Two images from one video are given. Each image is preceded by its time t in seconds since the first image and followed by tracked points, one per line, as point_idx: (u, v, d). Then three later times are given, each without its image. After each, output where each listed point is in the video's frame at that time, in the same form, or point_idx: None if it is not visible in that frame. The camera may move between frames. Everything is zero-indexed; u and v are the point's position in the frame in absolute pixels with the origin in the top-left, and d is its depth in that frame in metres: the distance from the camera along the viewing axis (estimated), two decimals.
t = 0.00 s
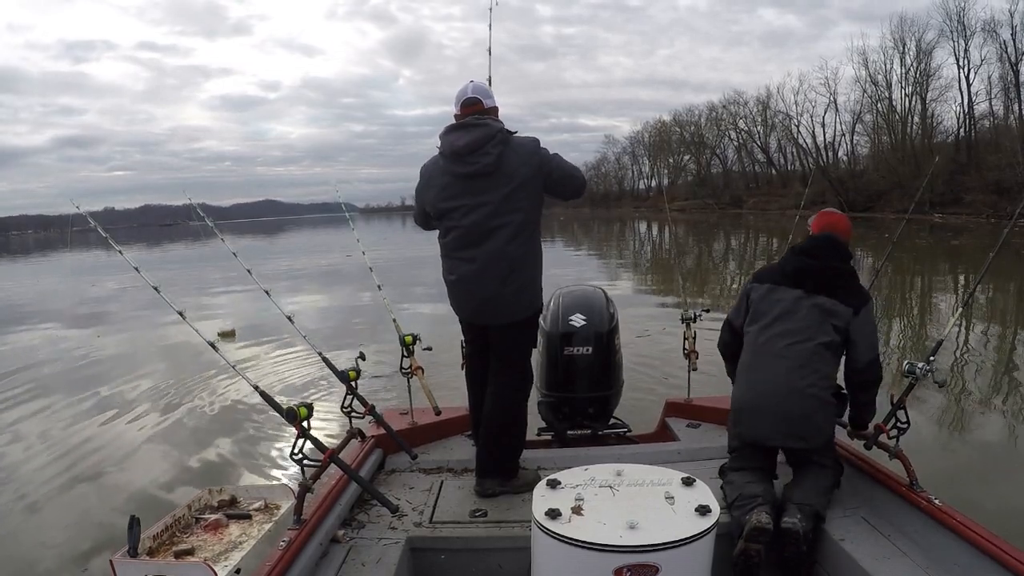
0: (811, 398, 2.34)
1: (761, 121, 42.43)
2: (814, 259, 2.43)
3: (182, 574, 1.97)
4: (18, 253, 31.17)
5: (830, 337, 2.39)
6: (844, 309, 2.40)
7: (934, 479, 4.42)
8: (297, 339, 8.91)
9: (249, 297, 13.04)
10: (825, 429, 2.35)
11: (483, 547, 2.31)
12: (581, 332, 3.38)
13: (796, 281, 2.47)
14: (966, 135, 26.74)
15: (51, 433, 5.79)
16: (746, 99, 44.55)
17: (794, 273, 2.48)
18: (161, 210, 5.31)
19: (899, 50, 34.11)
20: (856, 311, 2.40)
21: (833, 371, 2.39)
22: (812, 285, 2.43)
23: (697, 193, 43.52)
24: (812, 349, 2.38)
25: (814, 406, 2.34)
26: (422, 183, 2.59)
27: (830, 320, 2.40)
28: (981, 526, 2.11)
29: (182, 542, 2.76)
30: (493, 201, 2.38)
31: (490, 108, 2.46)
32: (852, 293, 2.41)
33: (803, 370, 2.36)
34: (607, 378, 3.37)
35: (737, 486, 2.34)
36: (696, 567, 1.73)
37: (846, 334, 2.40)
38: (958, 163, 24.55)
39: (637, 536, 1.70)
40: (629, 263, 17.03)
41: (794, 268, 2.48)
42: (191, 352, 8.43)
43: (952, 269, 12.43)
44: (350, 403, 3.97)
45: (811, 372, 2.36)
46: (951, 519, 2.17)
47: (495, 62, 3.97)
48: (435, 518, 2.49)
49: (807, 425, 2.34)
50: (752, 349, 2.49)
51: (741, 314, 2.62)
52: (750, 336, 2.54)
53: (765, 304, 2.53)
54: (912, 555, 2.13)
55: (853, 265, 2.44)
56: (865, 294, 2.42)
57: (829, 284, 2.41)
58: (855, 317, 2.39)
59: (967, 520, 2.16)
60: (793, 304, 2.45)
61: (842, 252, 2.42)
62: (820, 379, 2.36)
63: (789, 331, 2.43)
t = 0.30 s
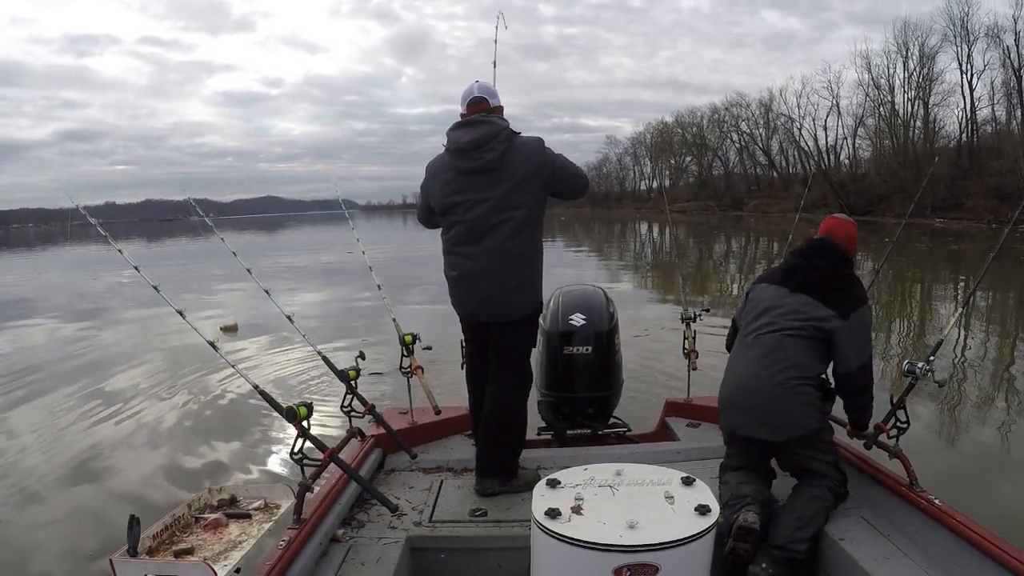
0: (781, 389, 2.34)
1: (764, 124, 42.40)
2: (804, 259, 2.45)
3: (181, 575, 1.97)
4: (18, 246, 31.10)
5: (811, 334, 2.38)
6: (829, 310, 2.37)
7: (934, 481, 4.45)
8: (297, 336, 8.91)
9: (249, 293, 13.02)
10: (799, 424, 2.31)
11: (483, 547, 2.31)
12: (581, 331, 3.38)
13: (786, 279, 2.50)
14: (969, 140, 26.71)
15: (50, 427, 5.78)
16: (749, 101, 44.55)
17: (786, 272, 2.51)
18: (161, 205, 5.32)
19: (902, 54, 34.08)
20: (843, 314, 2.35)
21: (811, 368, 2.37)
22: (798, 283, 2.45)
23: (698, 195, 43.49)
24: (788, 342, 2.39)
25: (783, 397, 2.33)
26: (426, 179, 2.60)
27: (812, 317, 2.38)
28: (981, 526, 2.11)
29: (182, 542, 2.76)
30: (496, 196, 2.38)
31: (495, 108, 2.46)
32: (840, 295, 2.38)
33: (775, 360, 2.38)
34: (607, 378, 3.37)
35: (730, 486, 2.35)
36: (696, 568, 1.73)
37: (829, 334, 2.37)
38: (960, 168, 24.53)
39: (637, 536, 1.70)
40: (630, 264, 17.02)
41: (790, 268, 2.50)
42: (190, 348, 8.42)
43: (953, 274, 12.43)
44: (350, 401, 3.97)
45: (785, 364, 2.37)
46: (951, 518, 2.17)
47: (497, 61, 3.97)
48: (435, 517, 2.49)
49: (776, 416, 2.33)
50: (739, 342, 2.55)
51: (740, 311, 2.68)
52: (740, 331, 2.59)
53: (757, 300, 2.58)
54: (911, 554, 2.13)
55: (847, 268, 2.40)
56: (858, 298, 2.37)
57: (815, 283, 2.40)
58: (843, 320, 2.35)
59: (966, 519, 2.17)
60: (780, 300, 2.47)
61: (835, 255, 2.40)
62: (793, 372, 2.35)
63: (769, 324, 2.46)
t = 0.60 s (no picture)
0: (763, 408, 2.24)
1: (765, 126, 42.43)
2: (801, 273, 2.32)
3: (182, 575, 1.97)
4: (18, 243, 31.06)
5: (801, 353, 2.26)
6: (823, 331, 2.26)
7: (933, 482, 4.47)
8: (297, 334, 8.92)
9: (250, 292, 13.03)
10: (780, 445, 2.20)
11: (483, 548, 2.31)
12: (581, 331, 3.38)
13: (783, 291, 2.38)
14: (970, 143, 26.72)
15: (50, 424, 5.78)
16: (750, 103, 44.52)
17: (784, 284, 2.39)
18: (163, 203, 5.33)
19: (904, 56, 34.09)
20: (838, 336, 2.25)
21: (798, 389, 2.26)
22: (792, 297, 2.33)
23: (699, 196, 43.50)
24: (775, 360, 2.28)
25: (764, 416, 2.22)
26: (428, 178, 2.60)
27: (804, 336, 2.27)
28: (981, 527, 2.10)
29: (182, 542, 2.76)
30: (497, 195, 2.38)
31: (497, 108, 2.46)
32: (836, 314, 2.26)
33: (759, 377, 2.28)
34: (607, 378, 3.37)
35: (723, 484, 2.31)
36: (696, 568, 1.74)
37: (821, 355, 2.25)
38: (961, 171, 24.55)
39: (638, 537, 1.70)
40: (631, 265, 17.04)
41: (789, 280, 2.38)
42: (191, 346, 8.43)
43: (953, 277, 12.45)
44: (350, 402, 3.97)
45: (770, 382, 2.26)
46: (951, 519, 2.16)
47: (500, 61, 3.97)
48: (435, 518, 2.49)
49: (754, 435, 2.23)
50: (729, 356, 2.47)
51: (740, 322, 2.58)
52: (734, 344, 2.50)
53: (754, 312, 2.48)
54: (911, 555, 2.13)
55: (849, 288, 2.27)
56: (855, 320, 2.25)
57: (810, 301, 2.28)
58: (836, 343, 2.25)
59: (965, 519, 2.17)
60: (772, 316, 2.37)
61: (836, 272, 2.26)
62: (778, 392, 2.25)
63: (760, 339, 2.36)
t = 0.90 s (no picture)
0: (767, 429, 2.12)
1: (766, 124, 42.41)
2: (817, 282, 2.09)
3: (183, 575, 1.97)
4: (20, 245, 31.11)
5: (809, 374, 2.09)
6: (832, 351, 2.08)
7: (934, 480, 4.47)
8: (298, 335, 8.92)
9: (251, 292, 13.05)
10: (783, 464, 2.11)
11: (483, 547, 2.31)
12: (581, 331, 3.38)
13: (793, 300, 2.15)
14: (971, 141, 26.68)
15: (51, 425, 5.79)
16: (751, 101, 44.47)
17: (795, 291, 2.16)
18: (163, 204, 5.34)
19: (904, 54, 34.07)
20: (845, 360, 2.08)
21: (804, 407, 2.12)
22: (804, 310, 2.10)
23: (700, 195, 43.47)
24: (780, 379, 2.13)
25: (769, 439, 2.11)
26: (425, 178, 2.60)
27: (814, 357, 2.09)
28: (981, 526, 2.09)
29: (182, 542, 2.76)
30: (496, 196, 2.38)
31: (495, 107, 2.46)
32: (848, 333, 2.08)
33: (765, 396, 2.13)
34: (607, 378, 3.37)
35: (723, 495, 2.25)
36: (696, 567, 1.73)
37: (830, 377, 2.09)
38: (962, 169, 24.53)
39: (638, 536, 1.70)
40: (633, 264, 17.04)
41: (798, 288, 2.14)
42: (192, 347, 8.44)
43: (954, 274, 12.44)
44: (350, 402, 3.96)
45: (775, 402, 2.12)
46: (951, 518, 2.14)
47: (499, 61, 3.98)
48: (435, 517, 2.49)
49: (758, 456, 2.14)
50: (734, 360, 2.31)
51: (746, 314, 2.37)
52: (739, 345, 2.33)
53: (760, 315, 2.27)
54: (911, 555, 2.13)
55: (865, 304, 2.07)
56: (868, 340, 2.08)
57: (823, 317, 2.08)
58: (845, 366, 2.09)
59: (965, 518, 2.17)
60: (780, 327, 2.17)
61: (855, 285, 2.04)
62: (783, 412, 2.12)
63: (765, 351, 2.18)
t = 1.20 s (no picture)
0: (769, 437, 2.10)
1: (766, 124, 42.38)
2: (825, 284, 2.04)
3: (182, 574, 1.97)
4: (21, 247, 31.14)
5: (814, 378, 2.08)
6: (840, 353, 2.06)
7: (934, 479, 4.47)
8: (299, 335, 8.92)
9: (251, 294, 13.05)
10: (786, 471, 2.10)
11: (483, 547, 2.31)
12: (581, 331, 3.38)
13: (798, 303, 2.11)
14: (971, 140, 26.64)
15: (52, 426, 5.80)
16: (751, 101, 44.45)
17: (800, 292, 2.11)
18: (164, 205, 5.34)
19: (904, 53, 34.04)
20: (854, 361, 2.06)
21: (808, 412, 2.11)
22: (811, 314, 2.06)
23: (700, 195, 43.44)
24: (785, 385, 2.10)
25: (773, 446, 2.09)
26: (422, 178, 2.60)
27: (821, 361, 2.06)
28: (981, 526, 2.09)
29: (182, 542, 2.76)
30: (492, 200, 2.38)
31: (492, 107, 2.46)
32: (856, 336, 2.05)
33: (767, 403, 2.11)
34: (606, 378, 3.37)
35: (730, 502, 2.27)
36: (695, 566, 1.73)
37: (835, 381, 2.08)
38: (962, 168, 24.50)
39: (637, 535, 1.70)
40: (634, 264, 17.04)
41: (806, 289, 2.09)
42: (192, 348, 8.45)
43: (955, 273, 12.43)
44: (350, 401, 3.97)
45: (779, 409, 2.10)
46: (952, 518, 2.13)
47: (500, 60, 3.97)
48: (435, 517, 2.49)
49: (761, 463, 2.12)
50: (734, 363, 2.27)
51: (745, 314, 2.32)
52: (739, 347, 2.28)
53: (760, 318, 2.22)
54: (910, 555, 2.13)
55: (872, 304, 2.04)
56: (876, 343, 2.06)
57: (831, 320, 2.04)
58: (852, 368, 2.06)
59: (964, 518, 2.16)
60: (786, 330, 2.12)
61: (864, 287, 2.00)
62: (787, 418, 2.10)
63: (768, 356, 2.14)
